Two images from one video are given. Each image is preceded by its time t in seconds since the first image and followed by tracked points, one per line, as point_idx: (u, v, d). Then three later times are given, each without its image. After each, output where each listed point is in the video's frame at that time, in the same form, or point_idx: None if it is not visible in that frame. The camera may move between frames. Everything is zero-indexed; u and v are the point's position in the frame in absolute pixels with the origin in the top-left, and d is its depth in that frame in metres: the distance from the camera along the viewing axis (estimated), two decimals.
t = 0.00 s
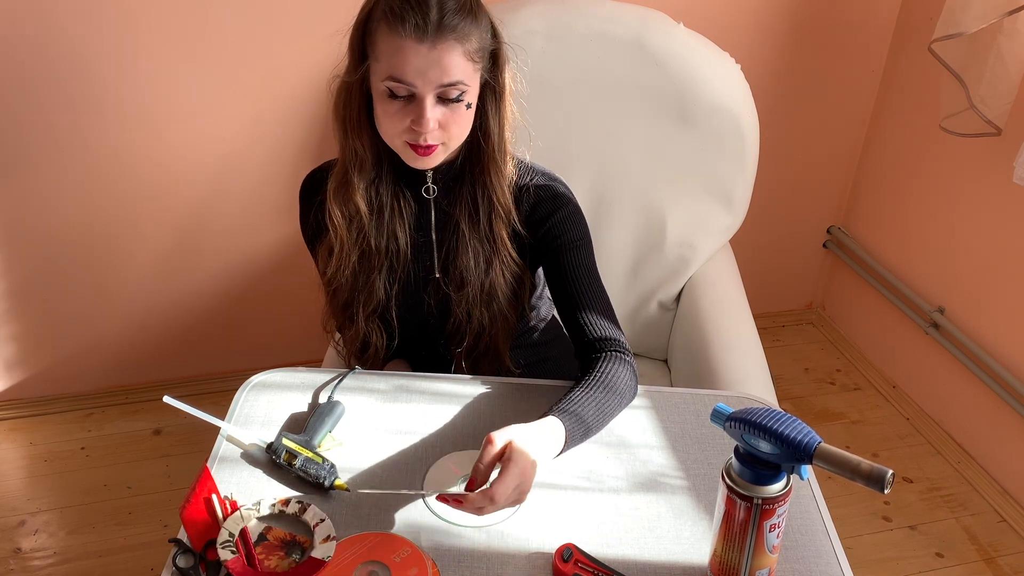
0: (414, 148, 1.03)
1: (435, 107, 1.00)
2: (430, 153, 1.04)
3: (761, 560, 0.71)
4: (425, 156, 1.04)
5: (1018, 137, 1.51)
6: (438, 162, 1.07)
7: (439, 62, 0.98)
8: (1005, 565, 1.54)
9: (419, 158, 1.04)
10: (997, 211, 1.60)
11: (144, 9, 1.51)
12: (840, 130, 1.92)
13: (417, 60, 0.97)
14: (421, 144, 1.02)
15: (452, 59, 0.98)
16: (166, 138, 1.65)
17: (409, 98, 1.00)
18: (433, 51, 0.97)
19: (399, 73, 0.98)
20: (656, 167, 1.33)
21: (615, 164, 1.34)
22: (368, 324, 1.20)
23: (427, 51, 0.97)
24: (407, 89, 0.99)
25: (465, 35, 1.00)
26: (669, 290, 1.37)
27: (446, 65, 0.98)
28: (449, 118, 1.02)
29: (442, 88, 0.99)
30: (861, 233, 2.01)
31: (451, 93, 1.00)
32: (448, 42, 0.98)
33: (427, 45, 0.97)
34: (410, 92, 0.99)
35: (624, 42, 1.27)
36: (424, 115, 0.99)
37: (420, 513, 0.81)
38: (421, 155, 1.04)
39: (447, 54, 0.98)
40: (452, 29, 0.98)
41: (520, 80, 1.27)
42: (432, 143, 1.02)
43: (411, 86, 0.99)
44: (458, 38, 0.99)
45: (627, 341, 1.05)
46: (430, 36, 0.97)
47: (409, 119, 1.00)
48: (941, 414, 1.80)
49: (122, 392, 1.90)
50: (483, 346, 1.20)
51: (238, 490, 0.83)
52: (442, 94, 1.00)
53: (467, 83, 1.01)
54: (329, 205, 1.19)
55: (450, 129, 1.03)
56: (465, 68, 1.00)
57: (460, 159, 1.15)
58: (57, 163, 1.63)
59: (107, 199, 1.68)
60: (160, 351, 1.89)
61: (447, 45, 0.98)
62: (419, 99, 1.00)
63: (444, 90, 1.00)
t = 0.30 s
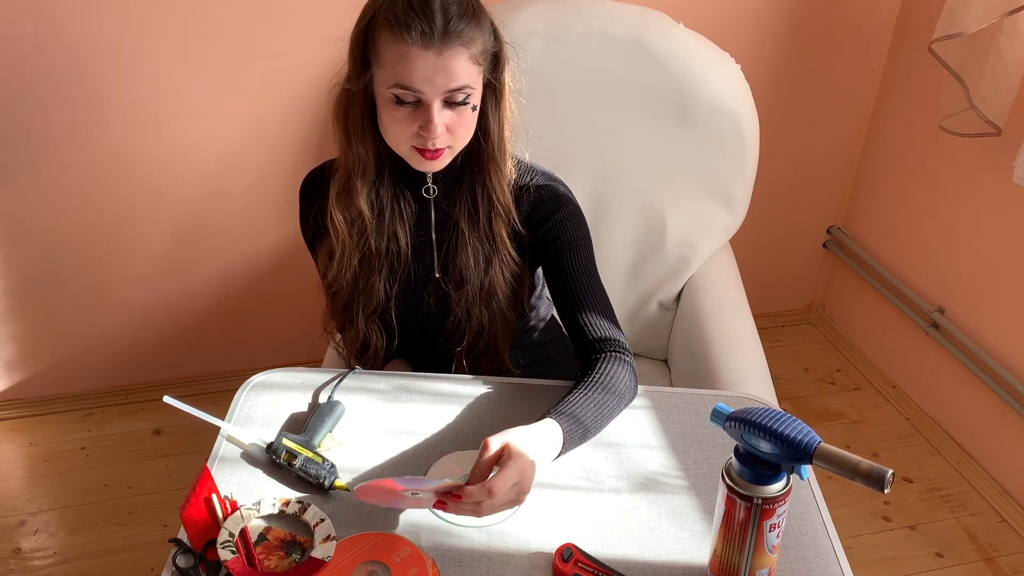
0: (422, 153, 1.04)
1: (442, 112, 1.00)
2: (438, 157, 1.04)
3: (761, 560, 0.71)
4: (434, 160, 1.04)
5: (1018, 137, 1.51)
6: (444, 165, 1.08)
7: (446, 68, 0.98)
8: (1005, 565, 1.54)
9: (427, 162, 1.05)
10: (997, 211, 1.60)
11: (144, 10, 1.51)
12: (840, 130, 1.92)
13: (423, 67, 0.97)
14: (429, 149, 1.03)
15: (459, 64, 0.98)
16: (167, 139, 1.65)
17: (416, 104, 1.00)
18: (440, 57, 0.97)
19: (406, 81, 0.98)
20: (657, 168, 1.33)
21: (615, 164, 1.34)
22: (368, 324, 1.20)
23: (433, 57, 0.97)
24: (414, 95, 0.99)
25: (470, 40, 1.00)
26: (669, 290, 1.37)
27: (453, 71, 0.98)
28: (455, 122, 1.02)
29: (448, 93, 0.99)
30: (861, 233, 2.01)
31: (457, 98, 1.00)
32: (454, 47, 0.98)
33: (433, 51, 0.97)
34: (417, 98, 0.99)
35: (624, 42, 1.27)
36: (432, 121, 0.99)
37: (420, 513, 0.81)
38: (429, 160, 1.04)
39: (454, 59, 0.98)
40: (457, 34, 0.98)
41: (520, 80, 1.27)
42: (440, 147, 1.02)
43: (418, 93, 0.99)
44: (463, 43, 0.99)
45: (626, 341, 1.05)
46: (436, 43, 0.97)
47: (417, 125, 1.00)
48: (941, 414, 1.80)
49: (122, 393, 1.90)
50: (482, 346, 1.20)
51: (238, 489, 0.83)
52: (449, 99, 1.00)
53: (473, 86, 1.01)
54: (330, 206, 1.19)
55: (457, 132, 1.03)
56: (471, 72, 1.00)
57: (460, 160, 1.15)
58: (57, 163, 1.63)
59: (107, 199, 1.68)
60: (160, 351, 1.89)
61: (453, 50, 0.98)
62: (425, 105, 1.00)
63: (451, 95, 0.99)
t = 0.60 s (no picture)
0: (420, 154, 1.03)
1: (439, 113, 1.00)
2: (436, 158, 1.04)
3: (761, 560, 0.71)
4: (432, 161, 1.04)
5: (1017, 137, 1.51)
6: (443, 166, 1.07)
7: (441, 68, 0.98)
8: (1005, 565, 1.54)
9: (426, 164, 1.04)
10: (997, 212, 1.60)
11: (144, 10, 1.51)
12: (840, 130, 1.92)
13: (419, 67, 0.97)
14: (427, 150, 1.02)
15: (454, 64, 0.98)
16: (167, 139, 1.65)
17: (413, 105, 1.00)
18: (435, 57, 0.97)
19: (402, 82, 0.98)
20: (656, 168, 1.33)
21: (614, 164, 1.34)
22: (368, 325, 1.20)
23: (429, 57, 0.97)
24: (410, 96, 0.99)
25: (466, 40, 1.00)
26: (669, 290, 1.37)
27: (449, 71, 0.98)
28: (453, 123, 1.02)
29: (445, 94, 0.99)
30: (861, 233, 2.01)
31: (454, 98, 1.00)
32: (450, 47, 0.98)
33: (428, 51, 0.97)
34: (413, 99, 0.99)
35: (623, 42, 1.27)
36: (428, 121, 0.99)
37: (420, 513, 0.81)
38: (428, 161, 1.04)
39: (449, 59, 0.98)
40: (452, 34, 0.98)
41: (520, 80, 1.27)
42: (438, 149, 1.02)
43: (414, 93, 0.98)
44: (459, 42, 0.99)
45: (627, 341, 1.05)
46: (432, 42, 0.97)
47: (414, 126, 1.00)
48: (941, 414, 1.80)
49: (122, 393, 1.90)
50: (482, 347, 1.20)
51: (238, 489, 0.83)
52: (446, 99, 1.00)
53: (470, 87, 1.01)
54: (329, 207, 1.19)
55: (454, 133, 1.02)
56: (467, 72, 1.00)
57: (459, 161, 1.15)
58: (57, 163, 1.63)
59: (108, 199, 1.69)
60: (160, 351, 1.89)
61: (449, 50, 0.98)
62: (422, 106, 1.00)
63: (448, 95, 0.99)
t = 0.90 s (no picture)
0: (413, 157, 1.03)
1: (435, 118, 1.00)
2: (429, 162, 1.04)
3: (761, 560, 0.70)
4: (424, 165, 1.04)
5: (1017, 137, 1.51)
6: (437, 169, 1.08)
7: (441, 76, 0.97)
8: (1005, 565, 1.54)
9: (418, 167, 1.05)
10: (997, 212, 1.60)
11: (144, 10, 1.51)
12: (840, 130, 1.93)
13: (418, 73, 0.97)
14: (421, 154, 1.02)
15: (454, 72, 0.98)
16: (167, 139, 1.65)
17: (410, 108, 1.00)
18: (435, 64, 0.97)
19: (400, 86, 0.98)
20: (656, 169, 1.33)
21: (614, 164, 1.34)
22: (366, 324, 1.20)
23: (428, 65, 0.97)
24: (408, 100, 0.99)
25: (467, 48, 1.00)
26: (668, 290, 1.37)
27: (448, 78, 0.98)
28: (449, 128, 1.02)
29: (443, 100, 0.99)
30: (861, 233, 2.01)
31: (452, 105, 1.00)
32: (451, 54, 0.98)
33: (428, 58, 0.97)
34: (410, 103, 0.99)
35: (624, 42, 1.27)
36: (424, 126, 0.99)
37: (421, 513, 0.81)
38: (421, 165, 1.04)
39: (449, 67, 0.98)
40: (454, 42, 0.98)
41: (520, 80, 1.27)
42: (432, 153, 1.02)
43: (412, 98, 0.98)
44: (460, 51, 0.99)
45: (626, 341, 1.05)
46: (432, 49, 0.97)
47: (410, 129, 1.00)
48: (941, 414, 1.80)
49: (122, 393, 1.90)
50: (480, 348, 1.20)
51: (238, 490, 0.83)
52: (443, 105, 1.00)
53: (469, 95, 1.01)
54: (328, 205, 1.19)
55: (450, 138, 1.02)
56: (466, 81, 1.00)
57: (458, 162, 1.15)
58: (57, 163, 1.63)
59: (108, 200, 1.69)
60: (161, 351, 1.89)
61: (449, 58, 0.97)
62: (419, 110, 1.00)
63: (445, 102, 0.99)
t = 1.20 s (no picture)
0: (414, 159, 1.04)
1: (439, 123, 1.00)
2: (429, 164, 1.04)
3: (761, 559, 0.70)
4: (424, 167, 1.05)
5: (1017, 137, 1.51)
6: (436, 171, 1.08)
7: (446, 82, 0.97)
8: (1005, 565, 1.54)
9: (417, 168, 1.05)
10: (996, 211, 1.60)
11: (144, 10, 1.51)
12: (840, 130, 1.93)
13: (424, 78, 0.97)
14: (421, 156, 1.03)
15: (459, 78, 0.98)
16: (167, 139, 1.65)
17: (414, 112, 1.00)
18: (441, 70, 0.97)
19: (405, 90, 0.98)
20: (656, 168, 1.33)
21: (614, 164, 1.34)
22: (365, 321, 1.20)
23: (435, 70, 0.97)
24: (412, 104, 0.99)
25: (474, 55, 1.00)
26: (667, 290, 1.37)
27: (453, 85, 0.98)
28: (450, 133, 1.02)
29: (446, 106, 0.99)
30: (860, 233, 2.01)
31: (455, 110, 1.00)
32: (457, 62, 0.97)
33: (435, 64, 0.97)
34: (414, 106, 0.99)
35: (623, 42, 1.27)
36: (427, 130, 0.99)
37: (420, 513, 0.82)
38: (420, 167, 1.05)
39: (455, 74, 0.98)
40: (462, 49, 0.98)
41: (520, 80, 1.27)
42: (432, 156, 1.03)
43: (416, 102, 0.98)
44: (466, 58, 0.98)
45: (624, 342, 1.05)
46: (440, 55, 0.97)
47: (412, 132, 1.00)
48: (941, 414, 1.80)
49: (122, 393, 1.90)
50: (477, 348, 1.20)
51: (238, 490, 0.83)
52: (447, 110, 1.00)
53: (472, 101, 1.01)
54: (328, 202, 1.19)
55: (450, 143, 1.03)
56: (471, 87, 1.00)
57: (457, 165, 1.15)
58: (57, 163, 1.63)
59: (108, 200, 1.69)
60: (161, 351, 1.89)
61: (456, 65, 0.97)
62: (423, 114, 0.99)
63: (449, 107, 0.99)
